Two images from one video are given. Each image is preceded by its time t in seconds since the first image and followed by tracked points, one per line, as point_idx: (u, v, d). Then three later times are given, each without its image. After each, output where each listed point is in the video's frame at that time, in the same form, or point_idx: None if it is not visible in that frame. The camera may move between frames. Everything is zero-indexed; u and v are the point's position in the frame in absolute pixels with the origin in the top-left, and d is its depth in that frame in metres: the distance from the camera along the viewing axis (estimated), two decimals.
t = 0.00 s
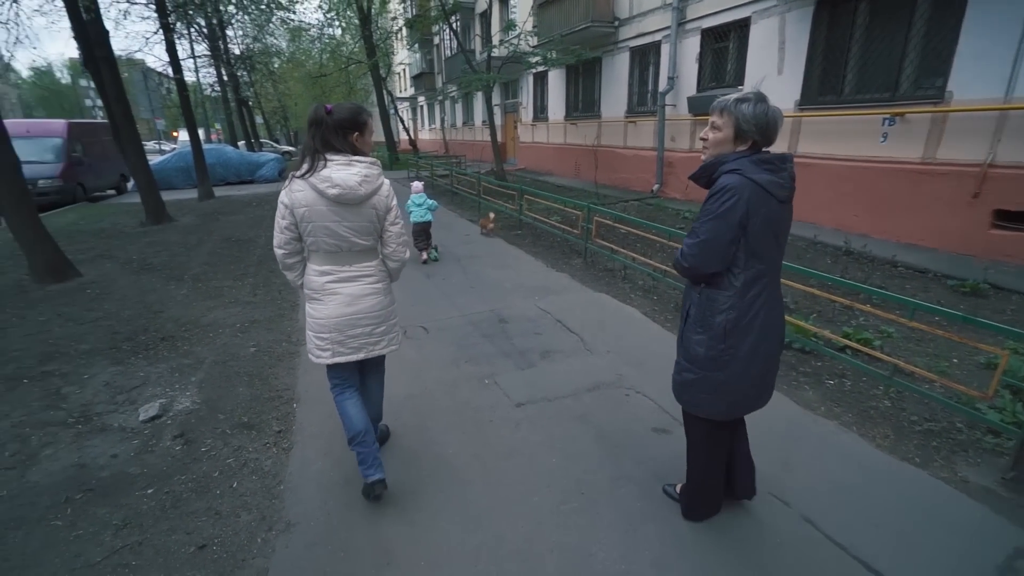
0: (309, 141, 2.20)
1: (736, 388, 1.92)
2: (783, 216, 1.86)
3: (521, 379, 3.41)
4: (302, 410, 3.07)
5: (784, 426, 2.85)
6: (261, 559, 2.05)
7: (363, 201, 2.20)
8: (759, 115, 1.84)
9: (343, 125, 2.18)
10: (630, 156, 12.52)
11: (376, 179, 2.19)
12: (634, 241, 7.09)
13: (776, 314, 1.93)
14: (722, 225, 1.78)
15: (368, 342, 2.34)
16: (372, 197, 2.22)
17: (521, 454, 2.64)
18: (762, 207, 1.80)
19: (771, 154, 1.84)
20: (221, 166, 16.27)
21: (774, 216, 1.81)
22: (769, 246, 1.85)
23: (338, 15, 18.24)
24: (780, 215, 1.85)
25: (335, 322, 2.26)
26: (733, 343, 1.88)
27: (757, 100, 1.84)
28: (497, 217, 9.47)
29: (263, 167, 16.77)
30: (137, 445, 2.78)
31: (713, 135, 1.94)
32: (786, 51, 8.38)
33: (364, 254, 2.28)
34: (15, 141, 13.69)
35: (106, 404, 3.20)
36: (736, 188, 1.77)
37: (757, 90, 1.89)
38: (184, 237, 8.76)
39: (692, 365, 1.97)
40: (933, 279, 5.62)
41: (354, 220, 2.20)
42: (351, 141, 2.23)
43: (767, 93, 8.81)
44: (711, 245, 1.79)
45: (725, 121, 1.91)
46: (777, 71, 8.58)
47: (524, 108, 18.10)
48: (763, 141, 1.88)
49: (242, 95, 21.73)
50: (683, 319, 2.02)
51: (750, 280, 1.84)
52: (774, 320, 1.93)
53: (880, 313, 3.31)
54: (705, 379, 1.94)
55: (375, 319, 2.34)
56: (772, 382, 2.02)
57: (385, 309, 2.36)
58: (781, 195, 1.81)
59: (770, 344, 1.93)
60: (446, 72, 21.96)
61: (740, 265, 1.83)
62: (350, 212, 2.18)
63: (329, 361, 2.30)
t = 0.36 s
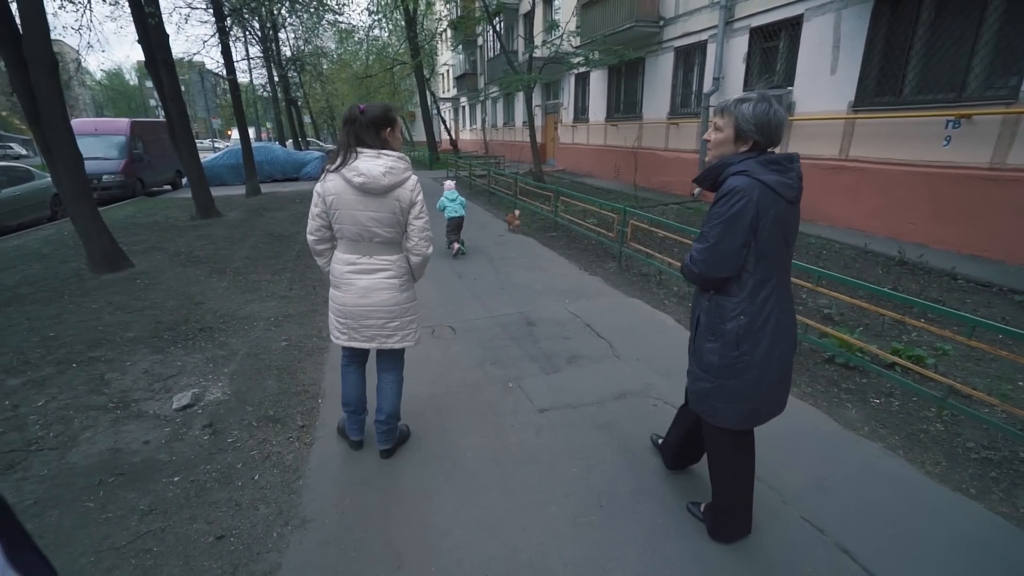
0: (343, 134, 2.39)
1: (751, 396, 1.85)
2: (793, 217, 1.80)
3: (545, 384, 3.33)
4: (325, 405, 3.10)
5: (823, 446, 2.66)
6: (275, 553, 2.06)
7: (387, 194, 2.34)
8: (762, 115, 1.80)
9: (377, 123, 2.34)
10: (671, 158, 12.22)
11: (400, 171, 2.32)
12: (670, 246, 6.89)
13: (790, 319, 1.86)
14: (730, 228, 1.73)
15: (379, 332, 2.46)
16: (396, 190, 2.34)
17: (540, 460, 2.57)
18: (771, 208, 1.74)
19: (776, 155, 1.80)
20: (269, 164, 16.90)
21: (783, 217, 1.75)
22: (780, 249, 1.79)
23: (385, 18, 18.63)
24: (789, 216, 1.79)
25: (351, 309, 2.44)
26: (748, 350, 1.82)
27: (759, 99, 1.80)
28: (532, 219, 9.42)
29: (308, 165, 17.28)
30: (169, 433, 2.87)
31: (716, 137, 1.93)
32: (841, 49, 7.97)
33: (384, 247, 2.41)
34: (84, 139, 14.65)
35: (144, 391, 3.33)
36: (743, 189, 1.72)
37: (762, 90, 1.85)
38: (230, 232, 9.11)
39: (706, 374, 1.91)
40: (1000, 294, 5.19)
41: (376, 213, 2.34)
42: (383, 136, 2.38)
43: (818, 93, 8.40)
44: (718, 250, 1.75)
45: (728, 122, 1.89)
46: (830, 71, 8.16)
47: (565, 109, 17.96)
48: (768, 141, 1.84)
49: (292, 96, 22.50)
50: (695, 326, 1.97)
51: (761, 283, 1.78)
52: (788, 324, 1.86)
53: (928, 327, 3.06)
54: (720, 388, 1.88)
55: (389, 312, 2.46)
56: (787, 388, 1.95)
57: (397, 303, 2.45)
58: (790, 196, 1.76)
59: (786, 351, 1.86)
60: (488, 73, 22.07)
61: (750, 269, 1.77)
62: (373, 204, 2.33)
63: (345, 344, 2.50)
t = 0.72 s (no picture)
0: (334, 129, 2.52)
1: (713, 382, 1.93)
2: (760, 214, 1.91)
3: (541, 386, 3.27)
4: (317, 403, 3.05)
5: (824, 456, 2.59)
6: (258, 554, 2.01)
7: (372, 184, 2.43)
8: (739, 116, 1.90)
9: (367, 119, 2.47)
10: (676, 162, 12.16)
11: (383, 162, 2.41)
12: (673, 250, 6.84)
13: (753, 311, 1.96)
14: (702, 219, 1.82)
15: (363, 320, 2.55)
16: (379, 181, 2.43)
17: (532, 464, 2.52)
18: (741, 203, 1.84)
19: (749, 154, 1.91)
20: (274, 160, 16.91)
21: (752, 212, 1.85)
22: (747, 243, 1.88)
23: (393, 16, 18.62)
24: (758, 212, 1.90)
25: (337, 296, 2.55)
26: (712, 337, 1.90)
27: (737, 102, 1.91)
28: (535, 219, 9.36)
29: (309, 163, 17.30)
30: (157, 428, 2.83)
31: (695, 134, 2.02)
32: (851, 55, 7.89)
33: (369, 238, 2.50)
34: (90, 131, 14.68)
35: (135, 385, 3.29)
36: (717, 182, 1.81)
37: (741, 93, 1.96)
38: (232, 227, 9.08)
39: (673, 359, 1.99)
40: (1008, 305, 5.10)
41: (360, 203, 2.44)
42: (372, 131, 2.50)
43: (827, 99, 8.32)
44: (691, 238, 1.84)
45: (706, 121, 1.99)
46: (839, 76, 8.09)
47: (571, 110, 17.89)
48: (743, 141, 1.94)
49: (299, 93, 22.52)
50: (665, 313, 2.05)
51: (728, 274, 1.87)
52: (750, 316, 1.96)
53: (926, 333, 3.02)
54: (685, 372, 1.96)
55: (373, 301, 2.54)
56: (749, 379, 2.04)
57: (381, 293, 2.53)
58: (759, 193, 1.86)
59: (747, 341, 1.95)
60: (495, 73, 22.04)
61: (719, 260, 1.86)
62: (357, 195, 2.43)
63: (335, 331, 2.64)
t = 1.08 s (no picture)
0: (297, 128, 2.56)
1: (680, 369, 2.01)
2: (735, 208, 1.96)
3: (538, 391, 3.19)
4: (307, 411, 2.97)
5: (831, 465, 2.50)
6: (241, 571, 1.93)
7: (340, 178, 2.49)
8: (715, 115, 1.97)
9: (326, 115, 2.51)
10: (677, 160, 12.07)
11: (349, 157, 2.47)
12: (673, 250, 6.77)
13: (725, 302, 2.02)
14: (672, 211, 1.92)
15: (341, 311, 2.60)
16: (347, 175, 2.49)
17: (528, 474, 2.44)
18: (713, 197, 1.91)
19: (726, 149, 1.97)
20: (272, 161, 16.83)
21: (725, 205, 1.92)
22: (718, 235, 1.95)
23: (391, 15, 18.51)
24: (732, 206, 1.95)
25: (314, 289, 2.59)
26: (679, 324, 1.99)
27: (715, 100, 1.98)
28: (534, 219, 9.27)
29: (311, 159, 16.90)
30: (142, 437, 2.74)
31: (676, 131, 2.10)
32: (853, 50, 7.78)
33: (343, 230, 2.56)
34: (86, 132, 14.59)
35: (122, 392, 3.21)
36: (689, 176, 1.90)
37: (720, 93, 2.02)
38: (228, 228, 9.00)
39: (643, 344, 2.08)
40: (1015, 304, 5.00)
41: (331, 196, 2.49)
42: (334, 128, 2.55)
43: (828, 95, 8.23)
44: (663, 228, 1.93)
45: (686, 119, 2.07)
46: (841, 72, 7.99)
47: (570, 108, 17.79)
48: (721, 138, 2.01)
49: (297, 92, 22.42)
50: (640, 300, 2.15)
51: (698, 264, 1.95)
52: (721, 307, 2.02)
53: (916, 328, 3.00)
54: (652, 357, 2.05)
55: (349, 292, 2.60)
56: (722, 370, 2.09)
57: (358, 284, 2.58)
58: (733, 187, 1.92)
59: (716, 331, 2.01)
60: (494, 72, 21.92)
61: (689, 250, 1.94)
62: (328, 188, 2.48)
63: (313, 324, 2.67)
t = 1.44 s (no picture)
0: (264, 130, 2.63)
1: (666, 366, 2.04)
2: (719, 201, 1.96)
3: (535, 401, 3.06)
4: (295, 423, 2.85)
5: (844, 481, 2.37)
6: None
7: (313, 176, 2.60)
8: (697, 110, 1.98)
9: (291, 113, 2.59)
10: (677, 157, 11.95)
11: (320, 153, 2.57)
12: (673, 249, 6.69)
13: (711, 297, 2.03)
14: (652, 205, 1.95)
15: (325, 308, 2.72)
16: (319, 171, 2.60)
17: (524, 490, 2.32)
18: (694, 190, 1.92)
19: (708, 143, 1.97)
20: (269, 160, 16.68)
21: (706, 199, 1.92)
22: (701, 229, 1.95)
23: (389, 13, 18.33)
24: (715, 199, 1.95)
25: (296, 288, 2.67)
26: (663, 322, 2.03)
27: (698, 97, 1.97)
28: (533, 217, 9.14)
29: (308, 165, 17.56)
30: (121, 452, 2.63)
31: (659, 128, 2.10)
32: (856, 43, 7.64)
33: (320, 227, 2.68)
34: (81, 132, 14.45)
35: (103, 403, 3.08)
36: (668, 169, 1.92)
37: (705, 90, 2.02)
38: (222, 229, 8.87)
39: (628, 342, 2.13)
40: None
41: (307, 194, 2.61)
42: (300, 125, 2.63)
43: (830, 90, 8.09)
44: (643, 223, 1.97)
45: (670, 115, 2.07)
46: (844, 67, 7.84)
47: (569, 105, 17.62)
48: (705, 133, 2.00)
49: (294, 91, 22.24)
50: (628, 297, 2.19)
51: (681, 259, 1.97)
52: (707, 303, 2.03)
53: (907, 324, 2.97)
54: (638, 356, 2.10)
55: (331, 288, 2.72)
56: (713, 368, 2.09)
57: (339, 279, 2.72)
58: (714, 180, 1.92)
59: (702, 329, 2.04)
60: (492, 69, 21.75)
61: (671, 245, 1.96)
62: (303, 186, 2.58)
63: (294, 323, 2.76)
